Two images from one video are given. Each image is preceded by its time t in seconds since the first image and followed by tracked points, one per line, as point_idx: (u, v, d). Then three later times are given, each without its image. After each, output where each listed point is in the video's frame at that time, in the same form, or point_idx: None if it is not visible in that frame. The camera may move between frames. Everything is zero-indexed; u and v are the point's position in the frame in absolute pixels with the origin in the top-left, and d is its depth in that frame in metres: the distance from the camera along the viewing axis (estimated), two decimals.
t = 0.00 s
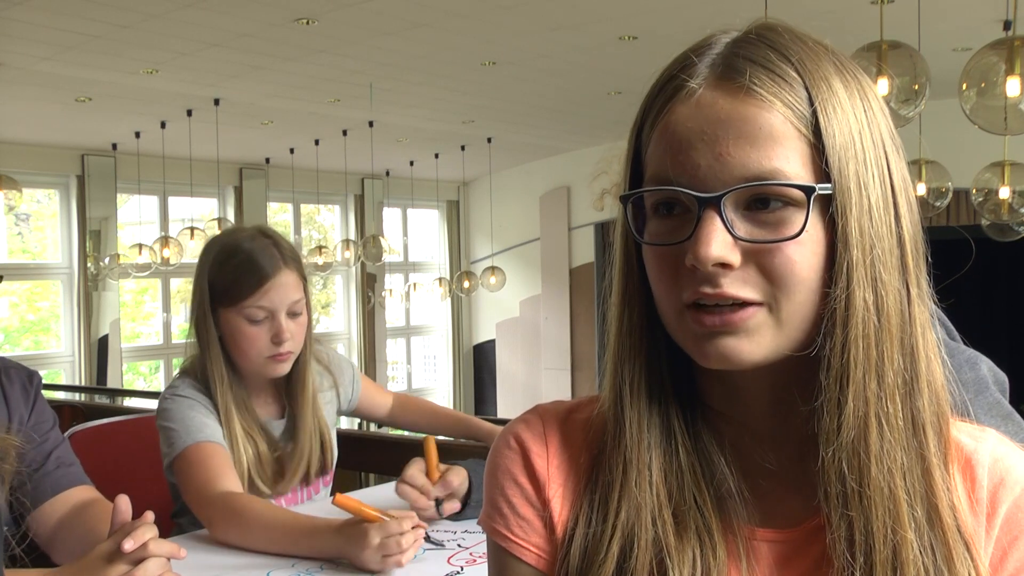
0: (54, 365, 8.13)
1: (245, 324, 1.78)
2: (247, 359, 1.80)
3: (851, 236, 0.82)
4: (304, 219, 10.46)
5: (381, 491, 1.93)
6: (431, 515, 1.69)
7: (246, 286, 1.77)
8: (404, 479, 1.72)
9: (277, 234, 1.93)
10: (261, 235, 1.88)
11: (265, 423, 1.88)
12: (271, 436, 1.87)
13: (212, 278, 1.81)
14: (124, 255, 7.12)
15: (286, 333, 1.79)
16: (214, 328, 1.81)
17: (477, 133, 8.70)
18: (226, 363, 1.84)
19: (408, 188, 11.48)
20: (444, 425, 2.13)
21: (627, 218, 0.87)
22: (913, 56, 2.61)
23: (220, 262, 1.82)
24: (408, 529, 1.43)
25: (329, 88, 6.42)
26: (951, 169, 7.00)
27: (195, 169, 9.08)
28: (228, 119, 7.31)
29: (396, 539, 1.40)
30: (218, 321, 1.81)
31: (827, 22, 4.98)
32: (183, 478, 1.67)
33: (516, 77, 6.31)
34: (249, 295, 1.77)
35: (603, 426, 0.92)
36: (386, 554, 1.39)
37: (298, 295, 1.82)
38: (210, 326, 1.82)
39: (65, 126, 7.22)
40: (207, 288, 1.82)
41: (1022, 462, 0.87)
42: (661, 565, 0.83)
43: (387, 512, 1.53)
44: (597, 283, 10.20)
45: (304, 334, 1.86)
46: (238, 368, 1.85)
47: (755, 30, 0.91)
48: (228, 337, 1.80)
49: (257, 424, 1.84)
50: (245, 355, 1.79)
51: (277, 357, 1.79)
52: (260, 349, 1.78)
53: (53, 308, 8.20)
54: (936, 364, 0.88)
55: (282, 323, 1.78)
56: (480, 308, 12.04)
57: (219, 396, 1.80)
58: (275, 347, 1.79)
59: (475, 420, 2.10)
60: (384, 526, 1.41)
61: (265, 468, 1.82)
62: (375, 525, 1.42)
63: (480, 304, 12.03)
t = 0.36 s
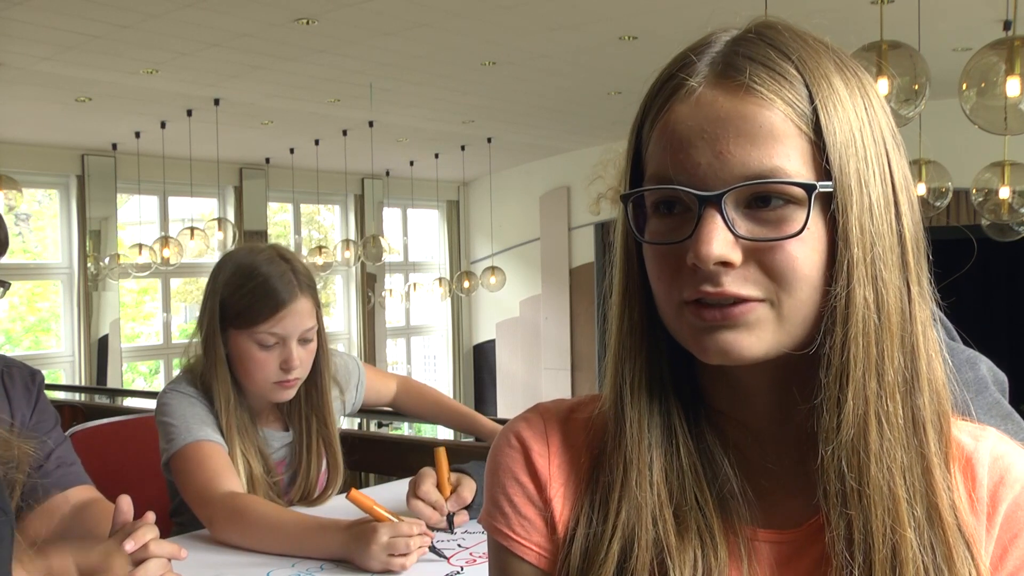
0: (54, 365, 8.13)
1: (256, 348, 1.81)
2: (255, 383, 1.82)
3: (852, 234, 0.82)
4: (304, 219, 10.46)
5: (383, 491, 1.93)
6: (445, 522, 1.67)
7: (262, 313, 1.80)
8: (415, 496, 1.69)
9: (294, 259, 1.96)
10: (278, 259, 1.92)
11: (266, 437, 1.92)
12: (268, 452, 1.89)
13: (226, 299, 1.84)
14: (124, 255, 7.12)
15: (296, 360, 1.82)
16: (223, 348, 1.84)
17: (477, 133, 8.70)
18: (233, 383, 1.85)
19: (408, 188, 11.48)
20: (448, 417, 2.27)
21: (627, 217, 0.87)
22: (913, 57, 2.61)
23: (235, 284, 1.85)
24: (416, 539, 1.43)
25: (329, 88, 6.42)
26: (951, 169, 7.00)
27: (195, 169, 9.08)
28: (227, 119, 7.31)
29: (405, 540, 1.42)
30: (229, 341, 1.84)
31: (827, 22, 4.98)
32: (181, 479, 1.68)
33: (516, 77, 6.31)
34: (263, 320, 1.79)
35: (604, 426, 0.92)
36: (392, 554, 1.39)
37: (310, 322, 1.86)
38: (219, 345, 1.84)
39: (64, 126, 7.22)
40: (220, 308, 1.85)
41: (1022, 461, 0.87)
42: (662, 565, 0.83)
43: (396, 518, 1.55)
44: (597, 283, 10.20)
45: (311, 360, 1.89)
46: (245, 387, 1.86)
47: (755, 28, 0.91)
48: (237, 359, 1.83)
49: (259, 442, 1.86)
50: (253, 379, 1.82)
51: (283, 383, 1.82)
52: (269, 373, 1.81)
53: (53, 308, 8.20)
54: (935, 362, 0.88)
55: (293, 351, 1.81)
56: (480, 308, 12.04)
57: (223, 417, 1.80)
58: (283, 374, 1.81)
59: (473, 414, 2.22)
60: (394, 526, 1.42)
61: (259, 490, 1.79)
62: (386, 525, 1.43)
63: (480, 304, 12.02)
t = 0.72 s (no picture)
0: (54, 365, 8.13)
1: (258, 349, 1.81)
2: (256, 383, 1.82)
3: (853, 230, 0.82)
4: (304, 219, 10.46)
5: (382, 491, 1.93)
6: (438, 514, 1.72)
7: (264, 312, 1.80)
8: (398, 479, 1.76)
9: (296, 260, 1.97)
10: (280, 259, 1.93)
11: (267, 436, 1.92)
12: (268, 451, 1.89)
13: (228, 299, 1.84)
14: (124, 255, 7.12)
15: (298, 361, 1.81)
16: (224, 347, 1.84)
17: (477, 133, 8.70)
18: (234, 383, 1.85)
19: (408, 188, 11.48)
20: (449, 418, 2.30)
21: (628, 215, 0.87)
22: (913, 57, 2.61)
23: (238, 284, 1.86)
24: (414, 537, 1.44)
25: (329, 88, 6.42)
26: (951, 169, 7.00)
27: (195, 169, 9.08)
28: (227, 119, 7.31)
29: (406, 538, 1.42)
30: (231, 341, 1.84)
31: (827, 22, 4.98)
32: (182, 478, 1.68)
33: (516, 77, 6.31)
34: (265, 320, 1.80)
35: (606, 423, 0.92)
36: (393, 553, 1.40)
37: (312, 322, 1.86)
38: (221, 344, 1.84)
39: (64, 126, 7.22)
40: (222, 308, 1.85)
41: (1022, 457, 0.87)
42: (664, 563, 0.83)
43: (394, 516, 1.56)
44: (597, 283, 10.19)
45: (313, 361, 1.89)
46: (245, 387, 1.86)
47: (753, 26, 0.91)
48: (238, 358, 1.83)
49: (260, 442, 1.86)
50: (254, 380, 1.82)
51: (285, 383, 1.82)
52: (270, 373, 1.81)
53: (54, 308, 8.20)
54: (935, 359, 0.88)
55: (295, 352, 1.81)
56: (481, 308, 12.04)
57: (224, 418, 1.80)
58: (285, 375, 1.81)
59: (474, 415, 2.23)
60: (395, 524, 1.43)
61: (259, 491, 1.79)
62: (386, 524, 1.44)
63: (480, 304, 12.03)
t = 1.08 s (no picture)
0: (54, 365, 8.12)
1: (261, 350, 1.81)
2: (257, 385, 1.83)
3: (850, 228, 0.82)
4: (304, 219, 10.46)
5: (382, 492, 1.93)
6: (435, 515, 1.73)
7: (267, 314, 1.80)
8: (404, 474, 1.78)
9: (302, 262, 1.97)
10: (286, 261, 1.93)
11: (268, 435, 1.92)
12: (269, 451, 1.89)
13: (234, 299, 1.85)
14: (124, 255, 7.12)
15: (300, 363, 1.82)
16: (226, 346, 1.84)
17: (477, 133, 8.70)
18: (236, 382, 1.85)
19: (408, 188, 11.49)
20: (449, 419, 2.30)
21: (627, 211, 0.87)
22: (913, 57, 2.60)
23: (243, 285, 1.86)
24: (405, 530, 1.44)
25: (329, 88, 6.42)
26: (951, 169, 7.00)
27: (195, 169, 9.09)
28: (227, 119, 7.31)
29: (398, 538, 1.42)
30: (234, 342, 1.84)
31: (827, 22, 4.98)
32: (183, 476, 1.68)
33: (516, 77, 6.31)
34: (270, 322, 1.80)
35: (603, 423, 0.92)
36: (388, 553, 1.40)
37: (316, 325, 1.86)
38: (223, 344, 1.84)
39: (64, 126, 7.22)
40: (226, 309, 1.86)
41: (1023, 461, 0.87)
42: (661, 562, 0.83)
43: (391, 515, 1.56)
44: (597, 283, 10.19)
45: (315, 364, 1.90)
46: (247, 387, 1.86)
47: (756, 26, 0.91)
48: (241, 359, 1.83)
49: (261, 442, 1.86)
50: (255, 382, 1.82)
51: (286, 386, 1.83)
52: (271, 375, 1.81)
53: (54, 308, 8.20)
54: (936, 361, 0.88)
55: (297, 356, 1.81)
56: (481, 308, 12.04)
57: (225, 417, 1.80)
58: (286, 377, 1.81)
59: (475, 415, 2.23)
60: (388, 525, 1.43)
61: (259, 491, 1.79)
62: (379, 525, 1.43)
63: (480, 304, 12.03)
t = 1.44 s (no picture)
0: (54, 365, 8.12)
1: (242, 376, 1.78)
2: (243, 404, 1.81)
3: (853, 233, 0.82)
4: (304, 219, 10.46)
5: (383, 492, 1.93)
6: (434, 516, 1.73)
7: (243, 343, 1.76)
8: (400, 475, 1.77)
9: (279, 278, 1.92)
10: (262, 279, 1.87)
11: (262, 441, 1.92)
12: (263, 455, 1.89)
13: (211, 323, 1.81)
14: (124, 255, 7.12)
15: (283, 385, 1.79)
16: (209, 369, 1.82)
17: (477, 133, 8.70)
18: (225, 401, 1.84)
19: (408, 188, 11.48)
20: (450, 418, 2.32)
21: (631, 212, 0.87)
22: (913, 57, 2.61)
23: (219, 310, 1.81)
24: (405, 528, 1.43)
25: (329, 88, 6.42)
26: (951, 169, 7.00)
27: (195, 169, 9.09)
28: (227, 119, 7.31)
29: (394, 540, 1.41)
30: (217, 365, 1.82)
31: (827, 22, 4.97)
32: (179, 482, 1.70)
33: (516, 76, 6.31)
34: (247, 349, 1.76)
35: (605, 423, 0.92)
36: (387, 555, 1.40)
37: (295, 346, 1.82)
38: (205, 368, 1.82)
39: (64, 126, 7.22)
40: (206, 332, 1.82)
41: None
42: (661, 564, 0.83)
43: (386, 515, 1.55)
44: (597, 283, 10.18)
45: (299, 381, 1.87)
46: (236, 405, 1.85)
47: (763, 29, 0.91)
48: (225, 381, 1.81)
49: (255, 449, 1.86)
50: (241, 403, 1.81)
51: (271, 406, 1.80)
52: (254, 398, 1.79)
53: (53, 309, 8.19)
54: (939, 365, 0.88)
55: (278, 380, 1.78)
56: (480, 308, 12.04)
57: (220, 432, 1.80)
58: (268, 400, 1.79)
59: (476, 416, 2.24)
60: (382, 527, 1.42)
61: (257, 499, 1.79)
62: (375, 528, 1.43)
63: (480, 304, 12.03)
